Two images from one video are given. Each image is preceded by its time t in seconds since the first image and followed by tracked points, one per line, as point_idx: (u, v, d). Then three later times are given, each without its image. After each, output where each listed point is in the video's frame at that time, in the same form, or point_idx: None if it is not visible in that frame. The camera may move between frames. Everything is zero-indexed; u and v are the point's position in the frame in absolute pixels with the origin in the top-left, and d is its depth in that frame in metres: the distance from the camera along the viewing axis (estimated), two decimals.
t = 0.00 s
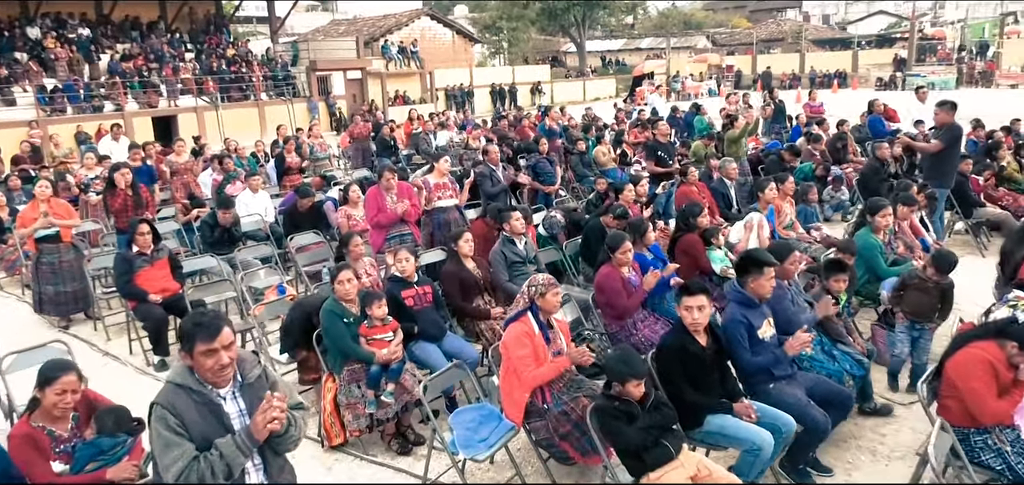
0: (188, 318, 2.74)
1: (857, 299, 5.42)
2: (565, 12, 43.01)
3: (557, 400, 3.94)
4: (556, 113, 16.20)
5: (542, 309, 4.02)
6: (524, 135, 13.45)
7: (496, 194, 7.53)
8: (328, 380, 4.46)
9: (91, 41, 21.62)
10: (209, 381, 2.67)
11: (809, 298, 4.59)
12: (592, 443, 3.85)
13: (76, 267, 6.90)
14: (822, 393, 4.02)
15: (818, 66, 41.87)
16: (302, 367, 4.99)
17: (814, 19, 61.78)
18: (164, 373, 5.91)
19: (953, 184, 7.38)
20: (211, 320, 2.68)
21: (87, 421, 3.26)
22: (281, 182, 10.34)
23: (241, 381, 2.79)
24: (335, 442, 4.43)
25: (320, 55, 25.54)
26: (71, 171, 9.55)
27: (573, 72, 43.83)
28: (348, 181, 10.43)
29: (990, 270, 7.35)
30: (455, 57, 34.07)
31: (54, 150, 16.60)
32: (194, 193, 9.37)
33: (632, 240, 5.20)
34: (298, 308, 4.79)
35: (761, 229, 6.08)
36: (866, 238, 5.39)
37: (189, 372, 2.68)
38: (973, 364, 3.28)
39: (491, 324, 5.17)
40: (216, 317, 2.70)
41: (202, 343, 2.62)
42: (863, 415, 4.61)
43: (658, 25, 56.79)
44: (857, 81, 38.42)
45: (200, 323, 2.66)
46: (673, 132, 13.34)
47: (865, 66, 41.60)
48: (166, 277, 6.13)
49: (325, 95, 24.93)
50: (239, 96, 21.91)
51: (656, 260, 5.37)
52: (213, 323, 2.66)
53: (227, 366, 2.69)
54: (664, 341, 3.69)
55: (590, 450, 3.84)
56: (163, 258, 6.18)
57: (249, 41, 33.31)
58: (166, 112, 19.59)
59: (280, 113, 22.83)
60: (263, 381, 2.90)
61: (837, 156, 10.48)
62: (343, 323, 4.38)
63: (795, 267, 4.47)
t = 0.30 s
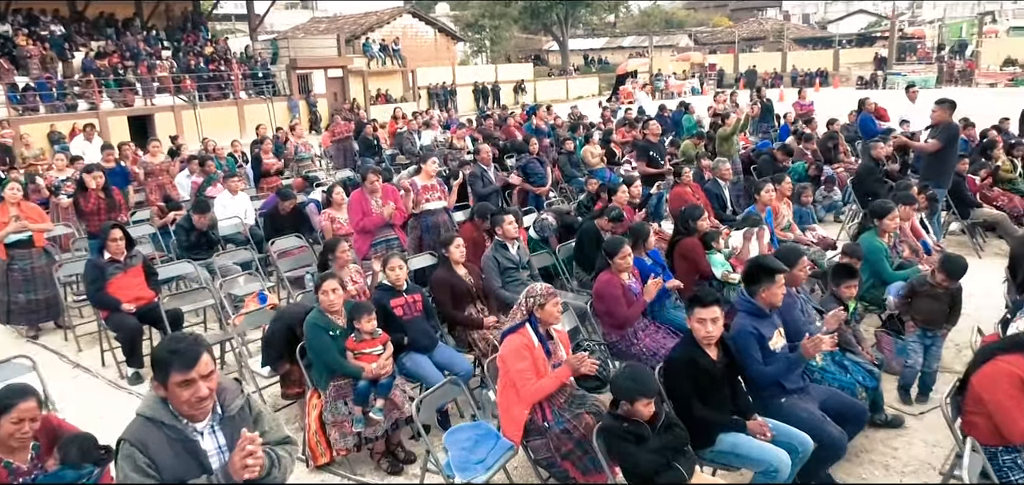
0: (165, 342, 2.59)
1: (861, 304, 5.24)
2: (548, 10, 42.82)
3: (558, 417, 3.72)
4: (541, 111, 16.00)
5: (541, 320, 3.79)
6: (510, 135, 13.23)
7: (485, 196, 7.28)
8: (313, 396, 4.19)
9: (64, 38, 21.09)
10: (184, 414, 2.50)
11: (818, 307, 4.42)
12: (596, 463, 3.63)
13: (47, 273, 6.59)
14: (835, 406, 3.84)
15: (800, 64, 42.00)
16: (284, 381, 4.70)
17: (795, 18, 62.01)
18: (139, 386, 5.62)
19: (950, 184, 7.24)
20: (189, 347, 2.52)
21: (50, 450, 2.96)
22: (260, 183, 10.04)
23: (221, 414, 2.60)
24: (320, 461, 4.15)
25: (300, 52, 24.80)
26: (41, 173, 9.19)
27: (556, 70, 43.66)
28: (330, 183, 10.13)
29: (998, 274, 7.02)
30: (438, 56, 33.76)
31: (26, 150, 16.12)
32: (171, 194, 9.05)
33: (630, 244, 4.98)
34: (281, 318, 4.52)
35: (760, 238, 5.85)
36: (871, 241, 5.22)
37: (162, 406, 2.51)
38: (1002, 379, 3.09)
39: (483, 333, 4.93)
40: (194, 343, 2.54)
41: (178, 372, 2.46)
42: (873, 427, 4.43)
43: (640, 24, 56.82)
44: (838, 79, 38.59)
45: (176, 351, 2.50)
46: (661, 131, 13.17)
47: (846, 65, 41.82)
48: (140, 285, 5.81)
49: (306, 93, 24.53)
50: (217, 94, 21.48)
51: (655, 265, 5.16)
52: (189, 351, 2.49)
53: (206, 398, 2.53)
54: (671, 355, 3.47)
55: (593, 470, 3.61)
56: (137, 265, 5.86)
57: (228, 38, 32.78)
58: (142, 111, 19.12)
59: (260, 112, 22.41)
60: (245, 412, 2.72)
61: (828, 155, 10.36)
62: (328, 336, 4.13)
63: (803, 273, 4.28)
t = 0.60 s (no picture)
0: (147, 375, 2.48)
1: (878, 311, 5.06)
2: (538, 8, 42.57)
3: (570, 437, 3.50)
4: (534, 110, 15.79)
5: (552, 334, 3.57)
6: (503, 134, 13.00)
7: (483, 198, 7.06)
8: (308, 414, 3.96)
9: (46, 36, 20.64)
10: (168, 457, 2.41)
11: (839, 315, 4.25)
12: None
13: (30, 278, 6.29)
14: (859, 422, 3.64)
15: (790, 63, 41.98)
16: (276, 395, 4.47)
17: (784, 16, 62.06)
18: (122, 400, 5.35)
19: (959, 184, 7.07)
20: (174, 382, 2.41)
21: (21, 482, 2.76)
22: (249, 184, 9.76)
23: (212, 455, 2.51)
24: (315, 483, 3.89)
25: (288, 50, 24.72)
26: (21, 174, 8.87)
27: (547, 68, 43.42)
28: (321, 184, 9.87)
29: (1015, 277, 6.85)
30: (427, 54, 33.47)
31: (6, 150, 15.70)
32: (156, 196, 8.77)
33: (640, 249, 4.76)
34: (274, 330, 4.27)
35: (770, 244, 5.69)
36: (889, 246, 5.02)
37: (144, 448, 2.41)
38: None
39: (484, 344, 4.69)
40: (179, 376, 2.44)
41: (160, 413, 2.35)
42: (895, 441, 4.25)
43: (629, 22, 56.67)
44: (828, 78, 38.62)
45: (158, 388, 2.39)
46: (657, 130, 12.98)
47: (836, 63, 41.87)
48: (122, 292, 5.54)
49: (294, 92, 24.18)
50: (204, 93, 21.10)
51: (664, 270, 4.95)
52: (173, 387, 2.39)
53: (193, 438, 2.43)
54: (693, 371, 3.25)
55: None
56: (120, 271, 5.60)
57: (215, 36, 32.34)
58: (127, 110, 18.73)
59: (247, 111, 22.05)
60: (240, 450, 2.62)
61: (828, 155, 10.21)
62: (324, 350, 3.90)
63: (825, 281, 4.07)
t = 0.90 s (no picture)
0: (131, 415, 2.50)
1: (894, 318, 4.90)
2: (526, 5, 42.24)
3: (584, 457, 3.30)
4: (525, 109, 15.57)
5: (564, 348, 3.36)
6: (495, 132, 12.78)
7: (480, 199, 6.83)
8: (302, 432, 3.74)
9: (25, 32, 20.14)
10: None
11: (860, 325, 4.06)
12: None
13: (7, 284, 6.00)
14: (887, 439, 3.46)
15: (777, 61, 42.01)
16: (268, 410, 4.23)
17: (770, 14, 62.21)
18: (104, 413, 5.07)
19: (965, 185, 6.95)
20: (157, 424, 2.42)
21: None
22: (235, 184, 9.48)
23: None
24: None
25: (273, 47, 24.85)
26: None
27: (535, 66, 43.20)
28: (310, 184, 9.61)
29: None
30: (415, 51, 33.13)
31: None
32: (138, 198, 8.48)
33: (650, 255, 4.57)
34: (265, 342, 4.02)
35: (778, 247, 5.53)
36: (904, 251, 4.86)
37: None
38: None
39: (487, 355, 4.47)
40: (163, 418, 2.44)
41: (140, 461, 2.38)
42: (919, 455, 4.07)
43: (616, 20, 56.50)
44: (816, 77, 38.66)
45: (137, 432, 2.41)
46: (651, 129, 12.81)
47: (824, 62, 41.94)
48: (103, 300, 5.26)
49: (280, 90, 23.80)
50: (188, 90, 20.69)
51: (674, 277, 4.76)
52: (155, 431, 2.40)
53: None
54: (717, 387, 3.06)
55: None
56: (101, 277, 5.31)
57: (199, 33, 31.82)
58: (109, 107, 18.31)
59: (232, 109, 21.64)
60: None
61: (826, 155, 10.06)
62: (319, 365, 3.68)
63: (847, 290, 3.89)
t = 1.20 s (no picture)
0: (122, 466, 2.51)
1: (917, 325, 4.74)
2: (517, 3, 42.02)
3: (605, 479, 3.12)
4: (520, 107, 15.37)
5: (585, 365, 3.19)
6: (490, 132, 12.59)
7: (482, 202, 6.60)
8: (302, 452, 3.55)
9: (9, 29, 19.76)
10: None
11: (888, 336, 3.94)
12: None
13: None
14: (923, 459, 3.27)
15: (768, 60, 41.99)
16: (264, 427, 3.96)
17: (761, 13, 62.23)
18: (89, 428, 4.80)
19: (977, 187, 6.80)
20: (150, 474, 2.43)
21: None
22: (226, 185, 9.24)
23: None
24: None
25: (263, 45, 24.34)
26: None
27: (526, 64, 43.00)
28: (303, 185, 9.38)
29: None
30: (405, 49, 32.86)
31: None
32: (127, 200, 8.22)
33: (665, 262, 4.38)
34: (261, 356, 3.80)
35: (792, 252, 5.34)
36: (925, 256, 4.70)
37: None
38: None
39: (494, 367, 4.27)
40: (155, 469, 2.46)
41: None
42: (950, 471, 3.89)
43: (606, 18, 56.38)
44: (807, 75, 38.66)
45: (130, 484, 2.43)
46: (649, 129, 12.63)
47: (814, 60, 41.97)
48: (89, 309, 5.00)
49: (269, 88, 23.49)
50: (176, 88, 20.36)
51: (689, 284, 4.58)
52: None
53: None
54: (751, 409, 2.87)
55: None
56: (87, 286, 5.05)
57: (186, 30, 31.42)
58: (95, 106, 17.97)
59: (221, 107, 21.30)
60: None
61: (828, 154, 9.92)
62: (321, 381, 3.46)
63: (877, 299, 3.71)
